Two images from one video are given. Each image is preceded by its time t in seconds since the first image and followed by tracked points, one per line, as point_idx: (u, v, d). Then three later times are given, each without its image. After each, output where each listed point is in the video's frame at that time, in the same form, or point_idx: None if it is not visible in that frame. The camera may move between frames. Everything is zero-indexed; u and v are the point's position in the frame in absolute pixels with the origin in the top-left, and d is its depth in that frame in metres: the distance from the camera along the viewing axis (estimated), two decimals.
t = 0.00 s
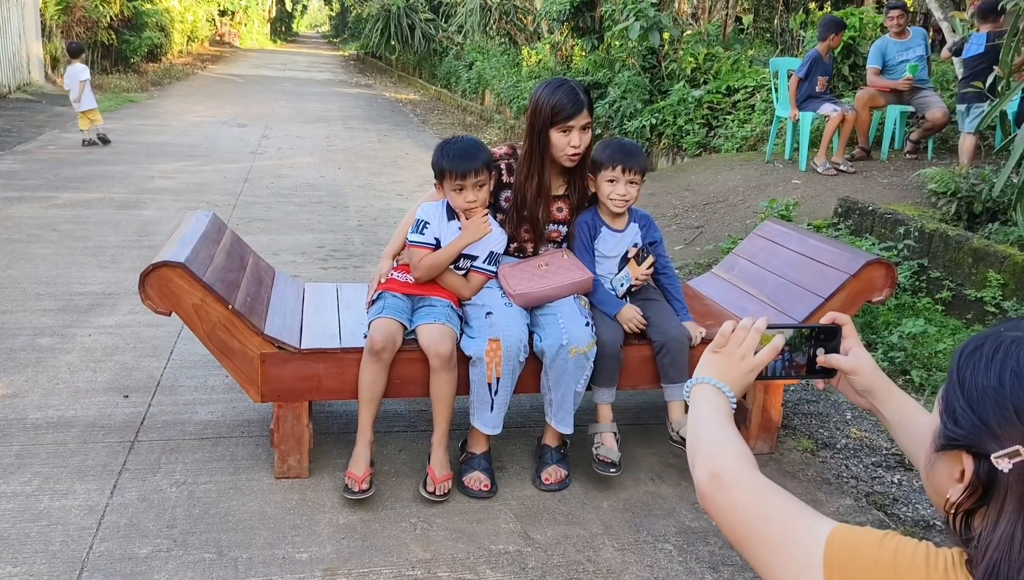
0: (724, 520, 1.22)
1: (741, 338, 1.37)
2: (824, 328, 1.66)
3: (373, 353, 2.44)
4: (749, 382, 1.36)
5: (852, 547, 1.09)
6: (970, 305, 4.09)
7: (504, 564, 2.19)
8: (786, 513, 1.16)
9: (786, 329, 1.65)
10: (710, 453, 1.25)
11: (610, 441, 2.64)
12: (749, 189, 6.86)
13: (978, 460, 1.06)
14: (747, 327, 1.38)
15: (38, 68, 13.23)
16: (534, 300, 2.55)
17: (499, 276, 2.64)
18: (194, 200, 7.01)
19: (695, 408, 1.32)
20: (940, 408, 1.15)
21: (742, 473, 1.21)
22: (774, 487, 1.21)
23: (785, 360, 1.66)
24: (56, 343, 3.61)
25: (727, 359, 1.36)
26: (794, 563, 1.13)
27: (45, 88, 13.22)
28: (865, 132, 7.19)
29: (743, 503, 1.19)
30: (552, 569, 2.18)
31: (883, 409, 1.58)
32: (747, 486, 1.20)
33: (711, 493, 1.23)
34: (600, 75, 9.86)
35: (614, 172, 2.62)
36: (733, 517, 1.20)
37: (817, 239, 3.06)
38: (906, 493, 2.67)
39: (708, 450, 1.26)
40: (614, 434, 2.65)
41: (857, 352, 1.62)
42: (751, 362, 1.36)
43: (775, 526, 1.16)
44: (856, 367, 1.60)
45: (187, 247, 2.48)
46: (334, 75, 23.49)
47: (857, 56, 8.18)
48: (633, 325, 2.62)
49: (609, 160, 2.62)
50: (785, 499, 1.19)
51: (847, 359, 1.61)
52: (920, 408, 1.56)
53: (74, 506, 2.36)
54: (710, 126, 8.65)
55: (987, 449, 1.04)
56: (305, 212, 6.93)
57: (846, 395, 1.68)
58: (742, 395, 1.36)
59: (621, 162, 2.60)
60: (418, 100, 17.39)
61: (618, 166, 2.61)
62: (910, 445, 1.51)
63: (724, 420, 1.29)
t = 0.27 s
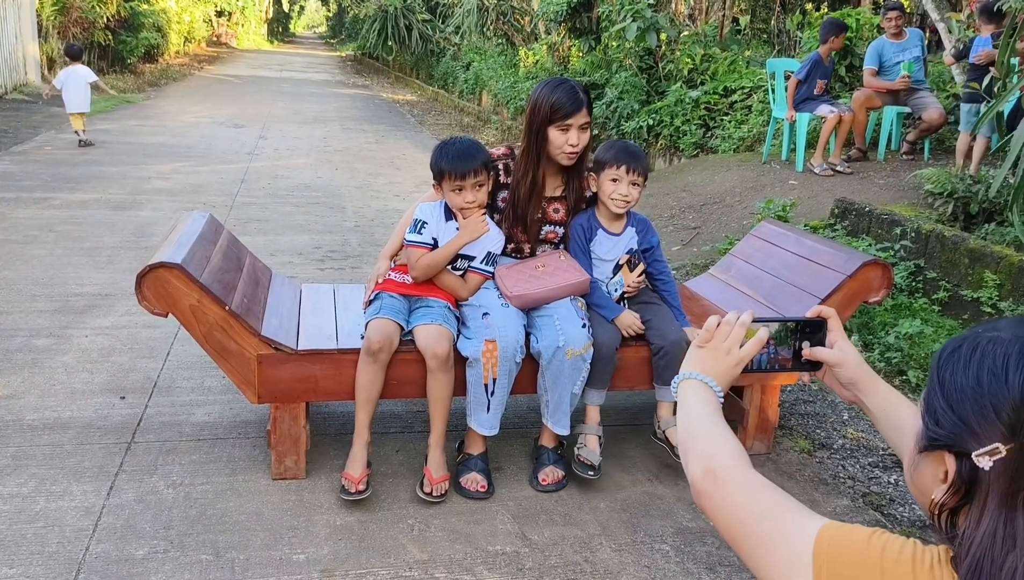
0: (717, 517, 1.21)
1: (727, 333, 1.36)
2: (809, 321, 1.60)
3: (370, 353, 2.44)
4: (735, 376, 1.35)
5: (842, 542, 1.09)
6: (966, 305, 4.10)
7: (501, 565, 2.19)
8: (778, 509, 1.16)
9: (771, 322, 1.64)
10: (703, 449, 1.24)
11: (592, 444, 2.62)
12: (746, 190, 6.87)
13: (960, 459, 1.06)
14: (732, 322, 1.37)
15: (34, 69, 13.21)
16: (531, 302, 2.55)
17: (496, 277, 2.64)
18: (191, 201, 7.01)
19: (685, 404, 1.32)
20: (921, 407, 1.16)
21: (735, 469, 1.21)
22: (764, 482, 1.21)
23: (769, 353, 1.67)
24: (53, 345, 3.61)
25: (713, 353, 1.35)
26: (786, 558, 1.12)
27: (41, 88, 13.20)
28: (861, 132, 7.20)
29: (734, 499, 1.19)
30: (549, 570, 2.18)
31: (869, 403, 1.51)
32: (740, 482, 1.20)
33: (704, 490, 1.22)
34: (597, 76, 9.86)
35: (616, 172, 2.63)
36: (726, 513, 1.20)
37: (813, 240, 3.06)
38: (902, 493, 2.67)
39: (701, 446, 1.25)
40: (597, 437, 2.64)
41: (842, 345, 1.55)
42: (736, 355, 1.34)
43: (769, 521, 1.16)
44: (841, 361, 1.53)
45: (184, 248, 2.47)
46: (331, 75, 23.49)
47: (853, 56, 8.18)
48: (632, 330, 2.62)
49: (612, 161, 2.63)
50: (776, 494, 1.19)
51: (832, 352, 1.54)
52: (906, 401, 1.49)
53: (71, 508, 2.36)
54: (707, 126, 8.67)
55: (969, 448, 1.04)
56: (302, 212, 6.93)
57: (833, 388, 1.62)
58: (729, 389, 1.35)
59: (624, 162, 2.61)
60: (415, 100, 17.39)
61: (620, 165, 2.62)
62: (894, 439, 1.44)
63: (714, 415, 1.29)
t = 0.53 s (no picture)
0: (717, 519, 1.21)
1: (721, 335, 1.36)
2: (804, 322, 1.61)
3: (368, 355, 2.44)
4: (732, 380, 1.35)
5: (840, 542, 1.09)
6: (964, 306, 4.10)
7: (499, 566, 2.19)
8: (777, 510, 1.16)
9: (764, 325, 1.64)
10: (702, 452, 1.24)
11: (599, 446, 2.62)
12: (744, 191, 6.88)
13: (953, 462, 1.06)
14: (726, 324, 1.37)
15: (32, 70, 13.21)
16: (528, 304, 2.55)
17: (494, 278, 2.64)
18: (190, 202, 7.01)
19: (683, 407, 1.31)
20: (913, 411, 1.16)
21: (734, 471, 1.20)
22: (763, 483, 1.20)
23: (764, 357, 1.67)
24: (51, 346, 3.60)
25: (708, 356, 1.36)
26: (786, 559, 1.12)
27: (40, 89, 13.20)
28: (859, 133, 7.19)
29: (734, 500, 1.19)
30: (547, 571, 2.18)
31: (862, 401, 1.51)
32: (739, 482, 1.19)
33: (704, 491, 1.22)
34: (596, 76, 9.86)
35: (614, 172, 2.63)
36: (725, 514, 1.19)
37: (811, 241, 3.06)
38: (901, 494, 2.67)
39: (699, 449, 1.25)
40: (603, 439, 2.63)
41: (836, 345, 1.55)
42: (732, 358, 1.35)
43: (768, 522, 1.15)
44: (834, 360, 1.53)
45: (182, 250, 2.47)
46: (329, 76, 23.49)
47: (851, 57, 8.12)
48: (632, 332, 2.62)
49: (610, 162, 2.64)
50: (775, 495, 1.18)
51: (826, 352, 1.54)
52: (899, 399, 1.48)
53: (69, 510, 2.35)
54: (706, 127, 8.68)
55: (960, 450, 1.04)
56: (301, 213, 6.93)
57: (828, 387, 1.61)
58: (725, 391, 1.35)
59: (622, 163, 2.62)
60: (414, 101, 17.41)
61: (618, 167, 2.62)
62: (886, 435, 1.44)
63: (713, 418, 1.29)
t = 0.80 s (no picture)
0: (718, 519, 1.20)
1: (722, 338, 1.36)
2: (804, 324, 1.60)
3: (367, 356, 2.44)
4: (732, 381, 1.35)
5: (839, 542, 1.09)
6: (963, 306, 4.11)
7: (499, 567, 2.19)
8: (778, 510, 1.15)
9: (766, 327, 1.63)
10: (703, 453, 1.24)
11: (595, 446, 2.62)
12: (743, 192, 6.88)
13: (948, 462, 1.06)
14: (727, 326, 1.37)
15: (32, 72, 13.21)
16: (527, 304, 2.56)
17: (492, 280, 2.64)
18: (189, 204, 7.01)
19: (684, 409, 1.31)
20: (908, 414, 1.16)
21: (735, 471, 1.20)
22: (764, 484, 1.20)
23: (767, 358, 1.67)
24: (50, 348, 3.60)
25: (709, 358, 1.35)
26: (786, 560, 1.12)
27: (39, 91, 13.20)
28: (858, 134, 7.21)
29: (735, 501, 1.18)
30: (547, 572, 2.18)
31: (861, 404, 1.50)
32: (741, 483, 1.19)
33: (705, 491, 1.22)
34: (595, 78, 9.87)
35: (613, 175, 2.63)
36: (726, 515, 1.19)
37: (809, 242, 3.07)
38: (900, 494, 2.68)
39: (701, 449, 1.24)
40: (600, 438, 2.63)
41: (837, 348, 1.54)
42: (732, 360, 1.35)
43: (769, 522, 1.15)
44: (834, 362, 1.52)
45: (181, 251, 2.48)
46: (328, 78, 23.51)
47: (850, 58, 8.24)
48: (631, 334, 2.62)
49: (609, 167, 2.64)
50: (776, 495, 1.18)
51: (827, 354, 1.54)
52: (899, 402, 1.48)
53: (68, 511, 2.35)
54: (705, 128, 8.70)
55: (956, 450, 1.04)
56: (300, 215, 6.93)
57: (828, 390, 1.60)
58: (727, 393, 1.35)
59: (621, 165, 2.62)
60: (413, 103, 17.43)
61: (617, 169, 2.62)
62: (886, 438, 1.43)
63: (714, 419, 1.28)
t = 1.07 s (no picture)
0: (718, 520, 1.21)
1: (721, 339, 1.36)
2: (803, 326, 1.60)
3: (366, 357, 2.44)
4: (731, 383, 1.35)
5: (838, 544, 1.09)
6: (961, 308, 4.11)
7: (498, 569, 2.19)
8: (777, 511, 1.16)
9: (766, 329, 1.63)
10: (703, 453, 1.24)
11: (594, 448, 2.62)
12: (741, 193, 6.89)
13: (944, 465, 1.06)
14: (726, 327, 1.37)
15: (30, 74, 13.20)
16: (525, 306, 2.56)
17: (490, 281, 2.64)
18: (188, 205, 7.01)
19: (683, 411, 1.31)
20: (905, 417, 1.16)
21: (735, 471, 1.20)
22: (764, 484, 1.21)
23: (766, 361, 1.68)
24: (49, 350, 3.60)
25: (708, 359, 1.36)
26: (786, 561, 1.12)
27: (37, 93, 13.19)
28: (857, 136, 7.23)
29: (735, 502, 1.18)
30: (546, 573, 2.18)
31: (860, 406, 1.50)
32: (740, 484, 1.19)
33: (705, 492, 1.22)
34: (593, 79, 9.87)
35: (610, 178, 2.62)
36: (726, 516, 1.19)
37: (808, 243, 3.07)
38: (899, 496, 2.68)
39: (701, 450, 1.25)
40: (599, 440, 2.63)
41: (836, 349, 1.54)
42: (731, 360, 1.35)
43: (768, 523, 1.15)
44: (834, 363, 1.52)
45: (180, 253, 2.48)
46: (327, 79, 23.51)
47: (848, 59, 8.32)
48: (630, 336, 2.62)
49: (607, 171, 2.63)
50: (775, 496, 1.19)
51: (826, 356, 1.54)
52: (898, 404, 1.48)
53: (67, 513, 2.35)
54: (704, 130, 8.72)
55: (951, 453, 1.04)
56: (299, 216, 6.93)
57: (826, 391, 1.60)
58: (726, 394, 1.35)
59: (619, 169, 2.62)
60: (412, 104, 17.44)
61: (614, 173, 2.62)
62: (885, 439, 1.42)
63: (714, 419, 1.29)
